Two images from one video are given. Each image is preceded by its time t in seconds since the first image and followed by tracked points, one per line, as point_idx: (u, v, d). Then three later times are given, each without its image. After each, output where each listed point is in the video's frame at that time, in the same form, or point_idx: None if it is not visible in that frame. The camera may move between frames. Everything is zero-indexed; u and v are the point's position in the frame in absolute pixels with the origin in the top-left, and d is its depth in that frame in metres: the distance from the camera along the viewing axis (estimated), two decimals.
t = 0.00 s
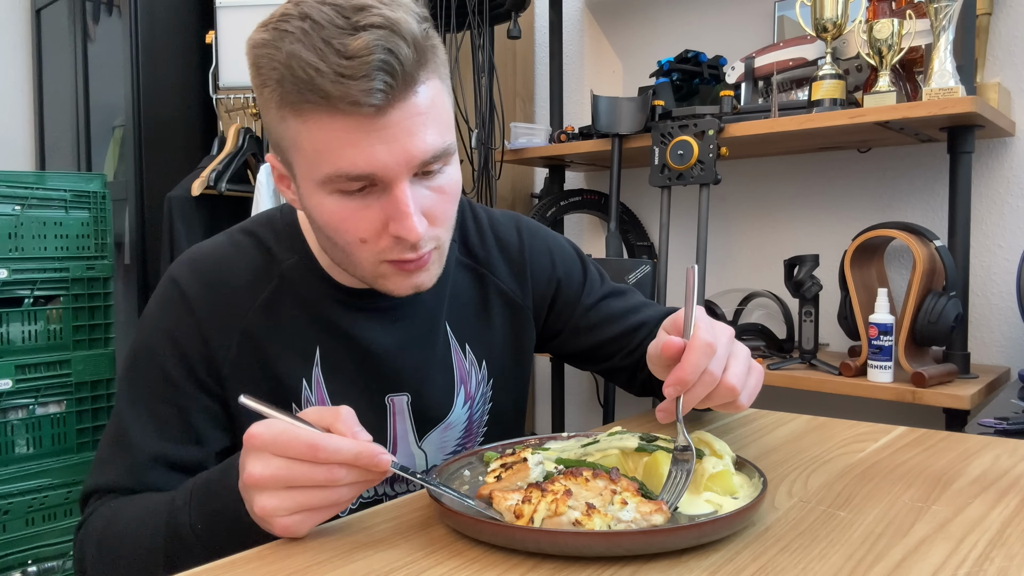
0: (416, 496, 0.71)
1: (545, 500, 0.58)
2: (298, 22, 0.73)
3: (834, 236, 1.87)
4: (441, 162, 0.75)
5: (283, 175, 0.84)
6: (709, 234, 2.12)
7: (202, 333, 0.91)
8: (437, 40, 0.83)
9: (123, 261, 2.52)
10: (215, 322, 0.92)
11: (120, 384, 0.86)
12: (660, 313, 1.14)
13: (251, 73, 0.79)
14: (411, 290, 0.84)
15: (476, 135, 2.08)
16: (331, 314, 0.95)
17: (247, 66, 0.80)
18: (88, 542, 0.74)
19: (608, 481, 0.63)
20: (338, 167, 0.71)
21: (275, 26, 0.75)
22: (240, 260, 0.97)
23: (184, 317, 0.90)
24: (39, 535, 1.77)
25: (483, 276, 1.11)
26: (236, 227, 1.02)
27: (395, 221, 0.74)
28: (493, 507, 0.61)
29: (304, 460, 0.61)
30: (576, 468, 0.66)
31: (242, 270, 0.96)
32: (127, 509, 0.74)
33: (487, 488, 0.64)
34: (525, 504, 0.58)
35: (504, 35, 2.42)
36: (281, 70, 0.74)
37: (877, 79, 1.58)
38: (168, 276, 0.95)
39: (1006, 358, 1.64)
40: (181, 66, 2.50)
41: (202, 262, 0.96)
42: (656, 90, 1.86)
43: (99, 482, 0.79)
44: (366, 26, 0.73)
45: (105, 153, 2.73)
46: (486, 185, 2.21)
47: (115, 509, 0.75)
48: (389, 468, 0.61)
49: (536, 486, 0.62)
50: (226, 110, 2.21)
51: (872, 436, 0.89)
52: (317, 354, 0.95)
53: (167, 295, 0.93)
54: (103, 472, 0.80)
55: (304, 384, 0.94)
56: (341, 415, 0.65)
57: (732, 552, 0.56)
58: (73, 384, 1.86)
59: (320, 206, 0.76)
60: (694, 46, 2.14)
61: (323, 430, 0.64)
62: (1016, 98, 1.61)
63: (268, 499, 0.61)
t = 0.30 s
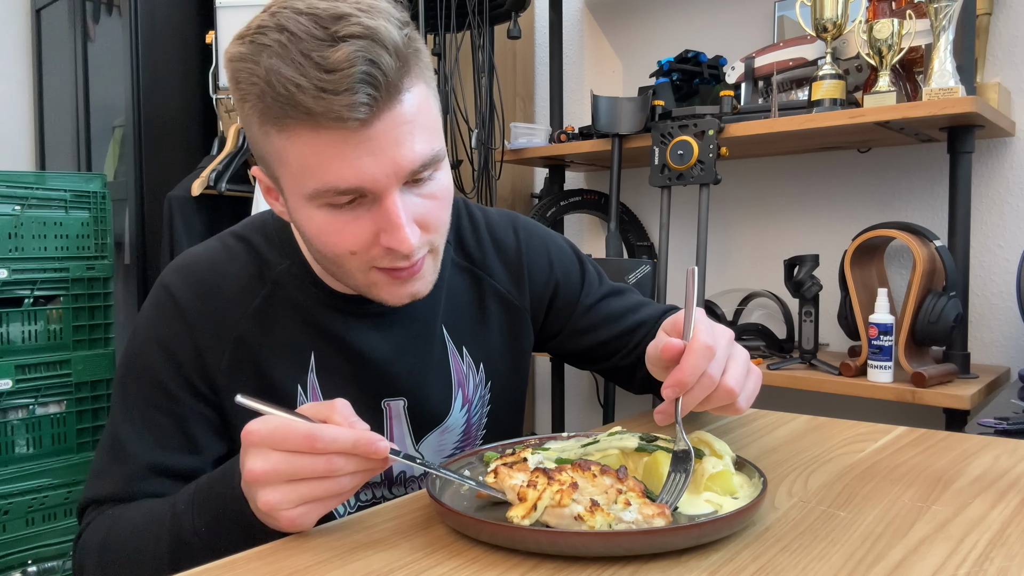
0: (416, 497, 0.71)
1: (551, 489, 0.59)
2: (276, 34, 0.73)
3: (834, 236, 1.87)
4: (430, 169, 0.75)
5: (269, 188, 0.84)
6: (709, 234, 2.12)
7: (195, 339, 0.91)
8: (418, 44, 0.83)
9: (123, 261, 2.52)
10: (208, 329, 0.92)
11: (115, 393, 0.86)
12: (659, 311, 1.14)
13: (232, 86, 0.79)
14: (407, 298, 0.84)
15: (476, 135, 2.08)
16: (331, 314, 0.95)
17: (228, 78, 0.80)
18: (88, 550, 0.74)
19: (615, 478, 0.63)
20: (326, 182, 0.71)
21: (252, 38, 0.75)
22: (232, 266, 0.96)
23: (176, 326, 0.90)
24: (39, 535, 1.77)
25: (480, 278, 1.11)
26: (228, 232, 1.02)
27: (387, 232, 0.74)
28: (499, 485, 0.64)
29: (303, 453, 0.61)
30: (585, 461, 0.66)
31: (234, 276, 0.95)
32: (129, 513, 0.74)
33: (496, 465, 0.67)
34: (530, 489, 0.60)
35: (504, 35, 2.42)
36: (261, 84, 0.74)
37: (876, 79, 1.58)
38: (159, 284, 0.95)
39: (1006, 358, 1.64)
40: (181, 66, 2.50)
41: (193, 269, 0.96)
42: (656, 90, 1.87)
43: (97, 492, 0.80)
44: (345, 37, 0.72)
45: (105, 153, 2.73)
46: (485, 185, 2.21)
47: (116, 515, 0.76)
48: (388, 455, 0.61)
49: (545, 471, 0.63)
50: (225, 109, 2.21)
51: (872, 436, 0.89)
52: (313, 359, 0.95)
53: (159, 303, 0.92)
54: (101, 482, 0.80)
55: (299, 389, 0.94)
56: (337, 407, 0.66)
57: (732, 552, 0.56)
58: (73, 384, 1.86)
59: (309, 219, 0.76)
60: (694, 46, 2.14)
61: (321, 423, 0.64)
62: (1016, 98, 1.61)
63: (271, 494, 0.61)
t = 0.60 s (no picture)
0: (415, 497, 0.71)
1: (556, 470, 0.61)
2: (272, 38, 0.73)
3: (834, 236, 1.86)
4: (430, 169, 0.75)
5: (268, 193, 0.84)
6: (709, 234, 2.12)
7: (195, 339, 0.91)
8: (413, 44, 0.83)
9: (123, 261, 2.52)
10: (208, 328, 0.92)
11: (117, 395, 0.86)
12: (659, 309, 1.14)
13: (229, 91, 0.79)
14: (408, 297, 0.84)
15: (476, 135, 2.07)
16: (331, 314, 0.95)
17: (224, 82, 0.80)
18: (93, 552, 0.75)
19: (623, 475, 0.63)
20: (326, 185, 0.71)
21: (248, 43, 0.75)
22: (230, 266, 0.96)
23: (177, 326, 0.90)
24: (39, 535, 1.77)
25: (479, 278, 1.11)
26: (227, 232, 1.02)
27: (388, 233, 0.74)
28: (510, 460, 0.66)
29: (312, 438, 0.61)
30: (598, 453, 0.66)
31: (232, 276, 0.95)
32: (133, 513, 0.75)
33: (515, 436, 0.70)
34: (537, 468, 0.62)
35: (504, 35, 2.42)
36: (258, 89, 0.74)
37: (876, 79, 1.58)
38: (158, 285, 0.95)
39: (1006, 358, 1.64)
40: (181, 66, 2.50)
41: (192, 269, 0.96)
42: (656, 90, 1.86)
43: (98, 493, 0.80)
44: (342, 40, 0.72)
45: (105, 153, 2.73)
46: (485, 185, 2.21)
47: (119, 516, 0.76)
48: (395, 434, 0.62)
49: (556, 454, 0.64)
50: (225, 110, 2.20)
51: (872, 436, 0.89)
52: (312, 359, 0.95)
53: (159, 303, 0.93)
54: (103, 485, 0.80)
55: (299, 389, 0.94)
56: (342, 392, 0.66)
57: (732, 552, 0.56)
58: (73, 384, 1.86)
59: (309, 223, 0.76)
60: (694, 46, 2.14)
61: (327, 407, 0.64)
62: (1016, 98, 1.61)
63: (282, 478, 0.62)
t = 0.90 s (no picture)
0: (416, 496, 0.71)
1: (561, 465, 0.61)
2: (271, 41, 0.73)
3: (834, 237, 1.86)
4: (430, 171, 0.75)
5: (268, 194, 0.84)
6: (709, 234, 2.12)
7: (197, 339, 0.91)
8: (413, 46, 0.83)
9: (123, 261, 2.52)
10: (210, 328, 0.92)
11: (120, 394, 0.86)
12: (659, 309, 1.14)
13: (228, 93, 0.79)
14: (408, 299, 0.84)
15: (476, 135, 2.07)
16: (331, 313, 0.95)
17: (224, 85, 0.80)
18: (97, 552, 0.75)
19: (627, 474, 0.63)
20: (326, 188, 0.71)
21: (247, 46, 0.75)
22: (231, 266, 0.96)
23: (178, 325, 0.91)
24: (39, 535, 1.77)
25: (478, 278, 1.11)
26: (228, 232, 1.02)
27: (388, 235, 0.74)
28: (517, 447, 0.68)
29: (313, 427, 0.61)
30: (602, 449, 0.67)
31: (234, 276, 0.95)
32: (135, 512, 0.75)
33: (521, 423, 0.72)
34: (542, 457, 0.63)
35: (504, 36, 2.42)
36: (258, 92, 0.74)
37: (877, 79, 1.58)
38: (160, 284, 0.95)
39: (1006, 358, 1.64)
40: (181, 67, 2.50)
41: (193, 268, 0.96)
42: (656, 90, 1.86)
43: (102, 492, 0.80)
44: (342, 43, 0.72)
45: (105, 153, 2.73)
46: (485, 185, 2.21)
47: (121, 515, 0.76)
48: (396, 423, 0.61)
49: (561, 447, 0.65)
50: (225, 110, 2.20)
51: (872, 436, 0.89)
52: (313, 358, 0.95)
53: (160, 303, 0.93)
54: (106, 484, 0.80)
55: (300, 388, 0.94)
56: (345, 383, 0.66)
57: (732, 552, 0.56)
58: (73, 384, 1.86)
59: (309, 225, 0.76)
60: (694, 47, 2.14)
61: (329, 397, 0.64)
62: (1016, 98, 1.61)
63: (284, 468, 0.62)
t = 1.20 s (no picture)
0: (415, 497, 0.71)
1: (542, 493, 0.59)
2: (294, 35, 0.73)
3: (834, 236, 1.86)
4: (443, 171, 0.75)
5: (279, 189, 0.84)
6: (709, 234, 2.12)
7: (197, 338, 0.90)
8: (432, 48, 0.83)
9: (123, 261, 2.52)
10: (210, 327, 0.92)
11: (118, 392, 0.86)
12: (660, 312, 1.14)
13: (245, 86, 0.78)
14: (416, 299, 0.84)
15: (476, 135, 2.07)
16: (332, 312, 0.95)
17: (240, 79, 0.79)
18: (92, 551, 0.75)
19: (607, 479, 0.62)
20: (343, 183, 0.71)
21: (268, 39, 0.74)
22: (234, 264, 0.96)
23: (179, 323, 0.90)
24: (38, 535, 1.77)
25: (481, 279, 1.11)
26: (232, 229, 1.02)
27: (401, 232, 0.74)
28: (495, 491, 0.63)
29: (300, 456, 0.61)
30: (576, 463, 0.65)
31: (236, 274, 0.95)
32: (132, 509, 0.75)
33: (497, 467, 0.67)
34: (522, 493, 0.60)
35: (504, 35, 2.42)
36: (279, 85, 0.73)
37: (876, 79, 1.58)
38: (162, 282, 0.95)
39: (1006, 358, 1.64)
40: (181, 66, 2.50)
41: (196, 265, 0.96)
42: (656, 90, 1.86)
43: (99, 488, 0.80)
44: (366, 40, 0.72)
45: (105, 152, 2.73)
46: (486, 185, 2.21)
47: (118, 511, 0.76)
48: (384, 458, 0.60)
49: (536, 475, 0.62)
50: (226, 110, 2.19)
51: (872, 436, 0.89)
52: (314, 358, 0.95)
53: (161, 301, 0.92)
54: (104, 481, 0.80)
55: (300, 388, 0.94)
56: (337, 409, 0.65)
57: (732, 552, 0.56)
58: (73, 384, 1.86)
59: (321, 220, 0.76)
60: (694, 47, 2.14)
61: (320, 424, 0.63)
62: (1016, 98, 1.61)
63: (269, 493, 0.62)
